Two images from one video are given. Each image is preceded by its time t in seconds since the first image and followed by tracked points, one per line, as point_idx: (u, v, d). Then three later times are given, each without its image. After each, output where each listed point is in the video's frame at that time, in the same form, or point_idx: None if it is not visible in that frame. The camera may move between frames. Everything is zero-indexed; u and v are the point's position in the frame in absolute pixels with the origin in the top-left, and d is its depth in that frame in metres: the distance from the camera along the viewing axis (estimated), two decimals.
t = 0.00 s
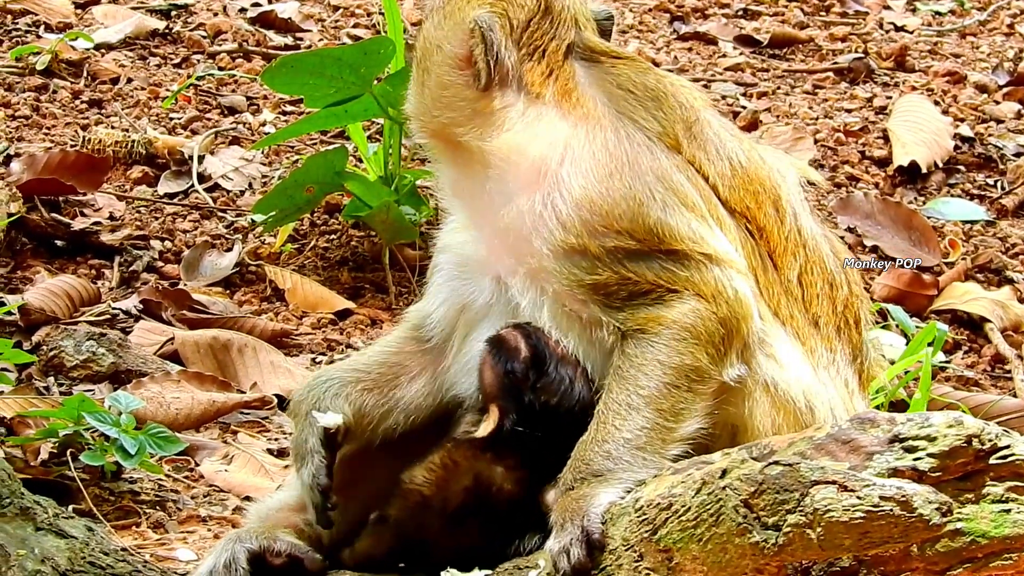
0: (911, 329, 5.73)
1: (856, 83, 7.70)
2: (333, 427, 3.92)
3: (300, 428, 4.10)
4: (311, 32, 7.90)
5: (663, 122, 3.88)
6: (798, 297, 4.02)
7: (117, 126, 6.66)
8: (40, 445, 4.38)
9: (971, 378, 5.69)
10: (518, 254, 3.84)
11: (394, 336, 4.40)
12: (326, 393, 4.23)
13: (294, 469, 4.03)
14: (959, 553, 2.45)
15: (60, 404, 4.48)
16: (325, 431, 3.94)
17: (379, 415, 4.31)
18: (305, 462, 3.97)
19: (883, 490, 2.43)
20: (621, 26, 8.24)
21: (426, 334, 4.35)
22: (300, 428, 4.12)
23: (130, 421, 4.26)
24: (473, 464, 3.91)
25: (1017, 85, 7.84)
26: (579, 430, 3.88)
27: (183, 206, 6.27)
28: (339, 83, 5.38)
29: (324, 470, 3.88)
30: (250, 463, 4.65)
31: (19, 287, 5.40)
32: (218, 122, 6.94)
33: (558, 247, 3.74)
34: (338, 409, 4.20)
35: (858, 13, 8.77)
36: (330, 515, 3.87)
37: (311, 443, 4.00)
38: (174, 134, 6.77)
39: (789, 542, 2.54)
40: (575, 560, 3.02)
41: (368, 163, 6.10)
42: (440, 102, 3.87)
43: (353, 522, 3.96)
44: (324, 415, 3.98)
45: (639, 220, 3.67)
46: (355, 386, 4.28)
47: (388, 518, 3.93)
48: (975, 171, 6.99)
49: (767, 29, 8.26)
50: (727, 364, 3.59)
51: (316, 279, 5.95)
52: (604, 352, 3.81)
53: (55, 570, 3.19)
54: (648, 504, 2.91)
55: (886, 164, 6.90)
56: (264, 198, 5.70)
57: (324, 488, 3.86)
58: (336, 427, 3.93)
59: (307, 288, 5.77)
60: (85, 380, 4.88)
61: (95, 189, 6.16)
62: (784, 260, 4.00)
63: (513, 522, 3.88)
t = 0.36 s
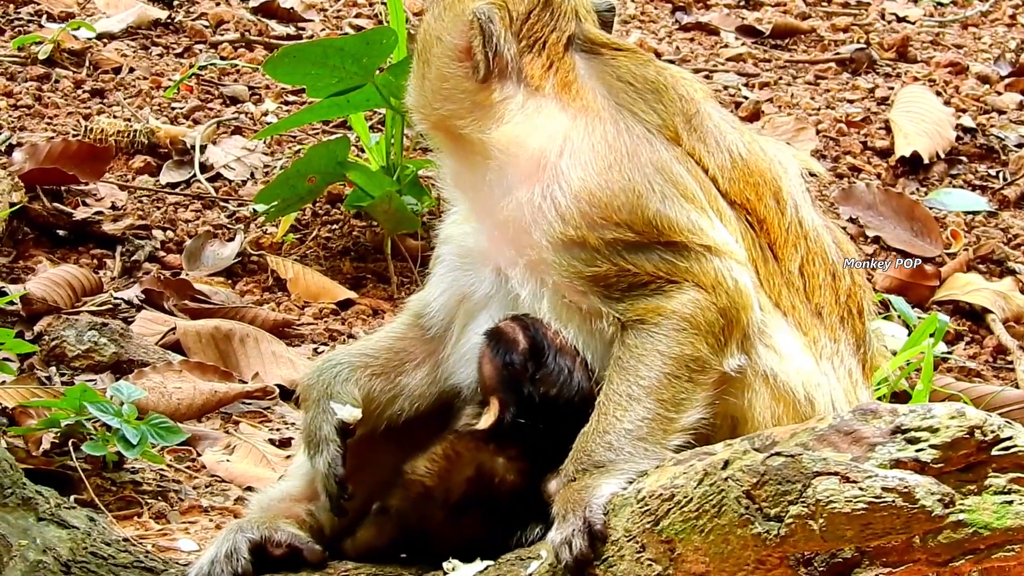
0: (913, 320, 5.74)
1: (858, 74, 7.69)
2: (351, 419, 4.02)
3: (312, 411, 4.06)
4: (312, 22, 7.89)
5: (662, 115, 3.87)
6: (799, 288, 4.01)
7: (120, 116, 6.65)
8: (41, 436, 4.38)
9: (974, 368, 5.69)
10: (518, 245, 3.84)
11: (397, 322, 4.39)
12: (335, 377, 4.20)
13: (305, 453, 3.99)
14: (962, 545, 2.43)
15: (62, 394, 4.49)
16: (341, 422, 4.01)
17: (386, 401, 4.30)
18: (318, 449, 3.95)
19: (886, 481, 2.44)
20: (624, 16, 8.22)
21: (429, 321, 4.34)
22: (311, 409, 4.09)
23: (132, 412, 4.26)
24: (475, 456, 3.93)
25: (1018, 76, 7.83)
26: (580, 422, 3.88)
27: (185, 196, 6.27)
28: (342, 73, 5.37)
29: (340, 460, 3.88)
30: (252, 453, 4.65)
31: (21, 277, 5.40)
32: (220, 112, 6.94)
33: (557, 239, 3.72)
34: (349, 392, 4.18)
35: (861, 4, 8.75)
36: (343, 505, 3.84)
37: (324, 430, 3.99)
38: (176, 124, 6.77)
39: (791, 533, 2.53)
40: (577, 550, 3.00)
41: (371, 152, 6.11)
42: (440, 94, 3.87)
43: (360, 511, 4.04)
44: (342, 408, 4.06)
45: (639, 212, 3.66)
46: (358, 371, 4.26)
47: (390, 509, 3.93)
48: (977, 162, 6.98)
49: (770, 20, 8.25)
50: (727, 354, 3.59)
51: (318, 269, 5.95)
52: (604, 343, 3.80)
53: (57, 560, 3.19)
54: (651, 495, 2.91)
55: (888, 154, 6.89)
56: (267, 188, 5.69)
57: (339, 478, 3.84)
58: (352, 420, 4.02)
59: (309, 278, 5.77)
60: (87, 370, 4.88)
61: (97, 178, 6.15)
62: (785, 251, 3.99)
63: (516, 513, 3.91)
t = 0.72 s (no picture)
0: (916, 317, 5.73)
1: (860, 71, 7.68)
2: (362, 415, 4.02)
3: (321, 405, 4.09)
4: (315, 19, 7.89)
5: (664, 113, 3.86)
6: (802, 285, 4.01)
7: (123, 113, 6.65)
8: (45, 432, 4.38)
9: (977, 366, 5.69)
10: (521, 244, 3.84)
11: (401, 318, 4.40)
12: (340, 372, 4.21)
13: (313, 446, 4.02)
14: (967, 543, 2.43)
15: (66, 391, 4.49)
16: (352, 417, 4.02)
17: (392, 394, 4.32)
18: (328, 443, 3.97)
19: (890, 479, 2.45)
20: (626, 13, 8.22)
21: (433, 317, 4.34)
22: (319, 404, 4.11)
23: (136, 409, 4.25)
24: (479, 453, 3.94)
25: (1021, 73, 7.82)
26: (583, 420, 3.86)
27: (189, 193, 6.27)
28: (346, 70, 5.37)
29: (350, 454, 3.91)
30: (256, 450, 4.66)
31: (25, 274, 5.41)
32: (223, 109, 6.94)
33: (560, 237, 3.73)
34: (358, 385, 4.19)
35: (863, 1, 8.74)
36: (353, 500, 3.88)
37: (335, 424, 4.01)
38: (179, 121, 6.77)
39: (796, 531, 2.54)
40: (581, 548, 3.00)
41: (373, 149, 6.10)
42: (443, 92, 3.88)
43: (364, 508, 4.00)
44: (353, 403, 4.07)
45: (641, 209, 3.65)
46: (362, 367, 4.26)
47: (393, 506, 3.95)
48: (980, 159, 6.98)
49: (772, 17, 8.24)
50: (731, 351, 3.59)
51: (321, 265, 5.95)
52: (608, 340, 3.80)
53: (61, 557, 3.20)
54: (656, 492, 2.90)
55: (891, 151, 6.88)
56: (270, 185, 5.69)
57: (349, 473, 3.88)
58: (362, 415, 4.03)
59: (312, 276, 5.78)
60: (91, 366, 4.89)
61: (100, 175, 6.17)
62: (788, 249, 3.99)
63: (521, 510, 3.91)
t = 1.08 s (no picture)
0: (921, 321, 5.73)
1: (866, 74, 7.68)
2: (372, 408, 4.04)
3: (329, 398, 4.08)
4: (321, 22, 7.90)
5: (671, 113, 3.87)
6: (808, 289, 4.01)
7: (129, 116, 6.66)
8: (51, 436, 4.40)
9: (982, 369, 5.68)
10: (526, 245, 3.85)
11: (409, 317, 4.40)
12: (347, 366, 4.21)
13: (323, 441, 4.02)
14: (972, 547, 2.43)
15: (72, 394, 4.50)
16: (362, 409, 4.03)
17: (400, 389, 4.32)
18: (337, 435, 3.97)
19: (896, 483, 2.43)
20: (632, 16, 8.22)
21: (442, 316, 4.34)
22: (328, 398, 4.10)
23: (142, 413, 4.28)
24: (487, 456, 3.93)
25: None
26: (590, 423, 3.89)
27: (195, 196, 6.28)
28: (352, 74, 5.38)
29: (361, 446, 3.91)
30: (261, 454, 4.67)
31: (31, 277, 5.42)
32: (229, 112, 6.95)
33: (566, 237, 3.73)
34: (367, 379, 4.19)
35: (869, 4, 8.74)
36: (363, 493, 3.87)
37: (344, 417, 4.02)
38: (185, 124, 6.78)
39: (802, 534, 2.54)
40: (586, 552, 3.02)
41: (379, 152, 6.10)
42: (450, 94, 3.86)
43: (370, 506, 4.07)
44: (363, 396, 4.08)
45: (646, 210, 3.66)
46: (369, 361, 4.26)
47: (401, 509, 4.01)
48: (985, 162, 6.97)
49: (778, 20, 8.24)
50: (734, 352, 3.60)
51: (327, 269, 5.96)
52: (612, 342, 3.81)
53: (67, 562, 3.20)
54: (661, 497, 2.91)
55: (896, 154, 6.87)
56: (276, 188, 5.71)
57: (359, 466, 3.88)
58: (372, 408, 4.04)
59: (318, 279, 5.78)
60: (96, 370, 4.89)
61: (106, 179, 6.18)
62: (794, 252, 4.00)
63: (528, 514, 3.91)
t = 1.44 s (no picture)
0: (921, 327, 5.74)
1: (866, 80, 7.69)
2: (377, 421, 4.08)
3: (333, 410, 4.10)
4: (322, 27, 7.91)
5: (670, 122, 3.87)
6: (807, 298, 4.02)
7: (129, 121, 6.67)
8: (51, 441, 4.41)
9: (982, 375, 5.68)
10: (526, 256, 3.85)
11: (408, 326, 4.40)
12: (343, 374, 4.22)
13: (327, 452, 4.04)
14: (970, 553, 2.45)
15: (72, 399, 4.50)
16: (367, 423, 4.06)
17: (402, 401, 4.33)
18: (341, 449, 4.01)
19: (895, 489, 2.45)
20: (632, 22, 8.23)
21: (441, 326, 4.34)
22: (331, 410, 4.12)
23: (142, 417, 4.28)
24: (486, 463, 3.95)
25: None
26: (590, 429, 3.89)
27: (195, 201, 6.29)
28: (352, 79, 5.39)
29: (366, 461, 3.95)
30: (261, 459, 4.67)
31: (31, 282, 5.42)
32: (229, 117, 6.96)
33: (566, 249, 3.74)
34: (370, 391, 4.19)
35: (869, 10, 8.75)
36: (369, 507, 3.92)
37: (348, 431, 4.04)
38: (185, 129, 6.78)
39: (801, 540, 2.55)
40: (586, 558, 3.04)
41: (379, 158, 6.12)
42: (447, 108, 3.77)
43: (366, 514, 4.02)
44: (367, 410, 4.11)
45: (646, 220, 3.66)
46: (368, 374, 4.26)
47: (400, 514, 3.94)
48: (986, 168, 6.98)
49: (778, 26, 8.25)
50: (733, 359, 3.60)
51: (327, 274, 5.97)
52: (612, 350, 3.83)
53: (66, 566, 3.21)
54: (660, 502, 2.92)
55: (896, 160, 6.88)
56: (276, 194, 5.68)
57: (364, 480, 3.92)
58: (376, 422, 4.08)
59: (318, 284, 5.80)
60: (96, 375, 4.90)
61: (106, 184, 6.19)
62: (793, 261, 4.00)
63: (524, 521, 3.91)
